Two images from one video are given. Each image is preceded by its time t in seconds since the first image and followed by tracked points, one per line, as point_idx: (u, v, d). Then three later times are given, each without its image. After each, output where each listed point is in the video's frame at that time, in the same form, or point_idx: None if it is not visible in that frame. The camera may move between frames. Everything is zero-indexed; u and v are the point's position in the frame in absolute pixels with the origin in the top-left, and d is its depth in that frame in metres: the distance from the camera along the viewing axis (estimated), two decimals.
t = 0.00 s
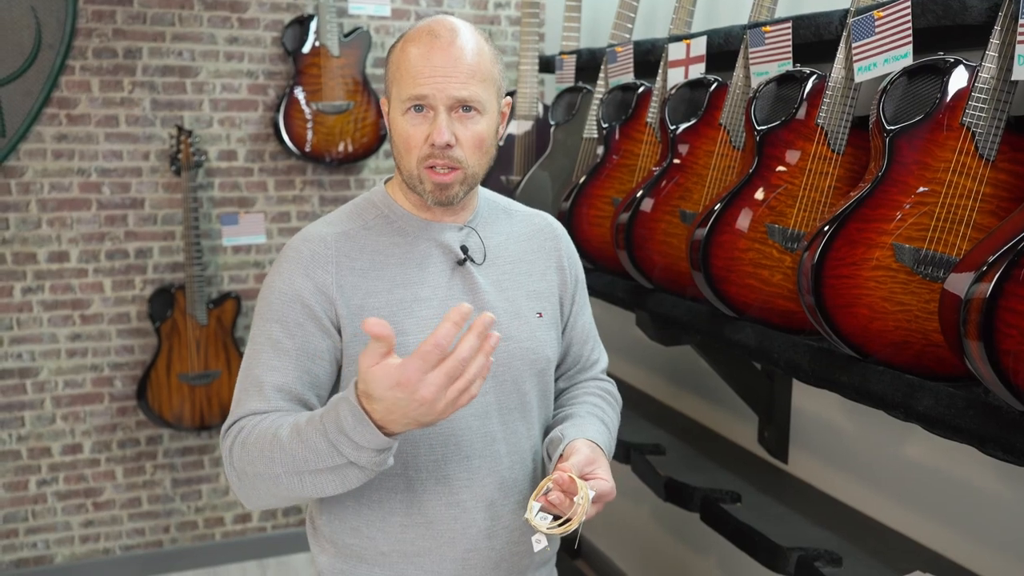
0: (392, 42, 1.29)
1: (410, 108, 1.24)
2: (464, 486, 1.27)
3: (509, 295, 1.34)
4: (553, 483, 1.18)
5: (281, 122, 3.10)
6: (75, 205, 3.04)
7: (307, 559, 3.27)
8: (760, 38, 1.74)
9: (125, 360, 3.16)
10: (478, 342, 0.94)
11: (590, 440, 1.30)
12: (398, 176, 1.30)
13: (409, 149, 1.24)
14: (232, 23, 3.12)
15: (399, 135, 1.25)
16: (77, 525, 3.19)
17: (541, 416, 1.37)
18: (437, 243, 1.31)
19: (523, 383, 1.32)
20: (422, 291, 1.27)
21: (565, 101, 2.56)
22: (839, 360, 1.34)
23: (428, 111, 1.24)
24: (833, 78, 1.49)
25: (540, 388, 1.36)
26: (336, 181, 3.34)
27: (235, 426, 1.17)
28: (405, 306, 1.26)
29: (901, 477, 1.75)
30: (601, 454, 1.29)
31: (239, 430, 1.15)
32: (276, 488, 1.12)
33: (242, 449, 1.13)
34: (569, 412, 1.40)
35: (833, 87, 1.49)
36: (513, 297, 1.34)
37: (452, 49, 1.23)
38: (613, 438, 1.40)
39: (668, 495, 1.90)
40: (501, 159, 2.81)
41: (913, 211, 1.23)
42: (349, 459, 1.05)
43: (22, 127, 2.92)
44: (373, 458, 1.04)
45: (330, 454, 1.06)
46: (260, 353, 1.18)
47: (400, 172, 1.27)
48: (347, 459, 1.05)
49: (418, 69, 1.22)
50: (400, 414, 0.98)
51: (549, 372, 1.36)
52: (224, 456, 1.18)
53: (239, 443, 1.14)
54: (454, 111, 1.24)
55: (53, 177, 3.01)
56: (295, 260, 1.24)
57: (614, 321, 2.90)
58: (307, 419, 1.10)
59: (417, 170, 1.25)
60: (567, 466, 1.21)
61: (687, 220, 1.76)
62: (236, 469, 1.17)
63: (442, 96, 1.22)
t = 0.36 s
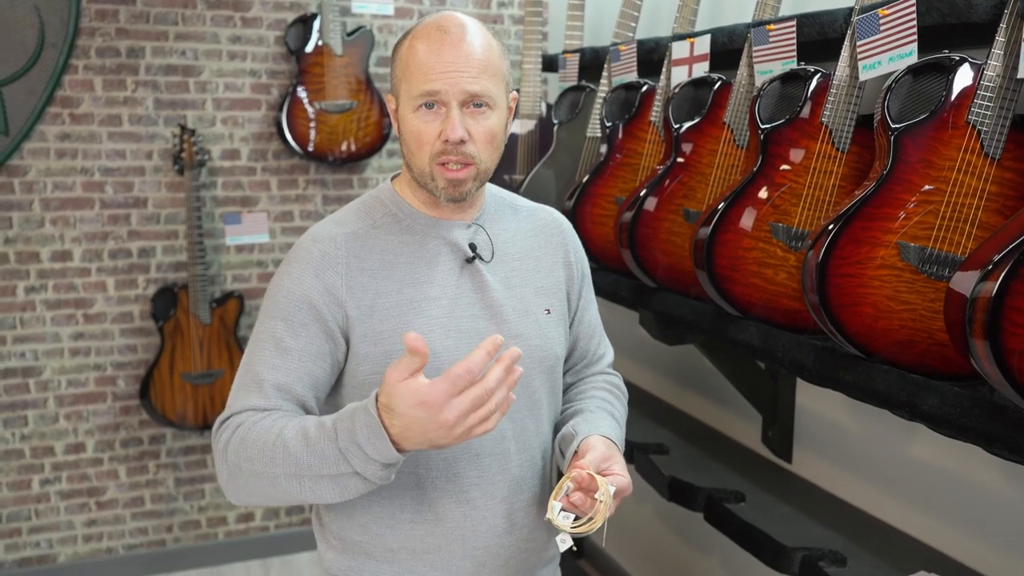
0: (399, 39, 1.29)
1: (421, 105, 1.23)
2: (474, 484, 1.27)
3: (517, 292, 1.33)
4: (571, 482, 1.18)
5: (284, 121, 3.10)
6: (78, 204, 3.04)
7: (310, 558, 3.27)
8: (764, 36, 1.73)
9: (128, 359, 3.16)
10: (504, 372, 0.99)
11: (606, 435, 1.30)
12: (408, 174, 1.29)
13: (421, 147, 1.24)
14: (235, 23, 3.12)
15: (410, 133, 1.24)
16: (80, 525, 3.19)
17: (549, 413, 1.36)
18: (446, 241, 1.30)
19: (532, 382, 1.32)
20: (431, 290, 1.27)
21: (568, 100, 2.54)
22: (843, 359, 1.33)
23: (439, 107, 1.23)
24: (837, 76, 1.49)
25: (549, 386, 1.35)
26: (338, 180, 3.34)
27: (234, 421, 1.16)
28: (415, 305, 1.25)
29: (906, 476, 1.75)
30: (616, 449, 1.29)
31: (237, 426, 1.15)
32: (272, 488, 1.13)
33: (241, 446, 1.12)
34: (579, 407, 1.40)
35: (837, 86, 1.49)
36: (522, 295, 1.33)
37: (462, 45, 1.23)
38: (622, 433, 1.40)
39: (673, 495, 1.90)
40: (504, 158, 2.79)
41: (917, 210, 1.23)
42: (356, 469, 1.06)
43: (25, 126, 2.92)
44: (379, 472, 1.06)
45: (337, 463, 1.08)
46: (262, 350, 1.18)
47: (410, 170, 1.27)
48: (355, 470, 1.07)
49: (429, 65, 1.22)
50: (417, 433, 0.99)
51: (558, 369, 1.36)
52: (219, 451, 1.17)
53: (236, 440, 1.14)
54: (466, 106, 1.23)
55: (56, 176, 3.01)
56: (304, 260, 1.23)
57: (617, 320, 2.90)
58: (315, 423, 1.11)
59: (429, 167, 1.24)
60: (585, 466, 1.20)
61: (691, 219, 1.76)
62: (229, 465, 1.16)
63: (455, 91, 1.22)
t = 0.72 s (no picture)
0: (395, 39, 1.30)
1: (420, 99, 1.23)
2: (479, 479, 1.26)
3: (527, 286, 1.33)
4: (576, 491, 1.18)
5: (288, 120, 3.09)
6: (83, 203, 3.05)
7: (314, 557, 3.27)
8: (770, 34, 1.72)
9: (132, 358, 3.17)
10: (500, 378, 0.99)
11: (613, 440, 1.29)
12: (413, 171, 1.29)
13: (422, 139, 1.24)
14: (240, 21, 3.12)
15: (410, 127, 1.24)
16: (84, 524, 3.19)
17: (559, 409, 1.36)
18: (454, 235, 1.30)
19: (541, 377, 1.31)
20: (438, 284, 1.26)
21: (573, 99, 2.54)
22: (850, 358, 1.33)
23: (437, 99, 1.23)
24: (843, 75, 1.48)
25: (559, 381, 1.35)
26: (343, 179, 3.34)
27: (228, 395, 1.15)
28: (421, 299, 1.25)
29: (910, 475, 1.74)
30: (625, 460, 1.27)
31: (224, 403, 1.15)
32: (250, 467, 1.12)
33: (225, 422, 1.12)
34: (593, 407, 1.40)
35: (844, 84, 1.48)
36: (532, 289, 1.33)
37: (456, 36, 1.23)
38: (634, 434, 1.39)
39: (677, 495, 1.89)
40: (509, 157, 2.82)
41: (924, 208, 1.22)
42: (339, 456, 1.06)
43: (30, 125, 2.93)
44: (361, 462, 1.06)
45: (322, 447, 1.08)
46: (257, 333, 1.18)
47: (414, 164, 1.26)
48: (338, 457, 1.07)
49: (424, 58, 1.22)
50: (408, 424, 1.00)
51: (568, 364, 1.36)
52: (203, 429, 1.17)
53: (221, 416, 1.14)
54: (464, 96, 1.23)
55: (61, 175, 3.01)
56: (311, 251, 1.23)
57: (621, 320, 2.89)
58: (306, 409, 1.11)
59: (431, 160, 1.24)
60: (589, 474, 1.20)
61: (697, 218, 1.75)
62: (210, 439, 1.16)
63: (451, 81, 1.22)
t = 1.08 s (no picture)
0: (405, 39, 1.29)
1: (428, 100, 1.23)
2: (488, 478, 1.26)
3: (532, 285, 1.33)
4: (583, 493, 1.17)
5: (292, 120, 3.10)
6: (87, 203, 3.05)
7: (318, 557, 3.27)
8: (776, 34, 1.72)
9: (137, 358, 3.17)
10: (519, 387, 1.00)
11: (619, 441, 1.28)
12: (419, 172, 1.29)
13: (428, 140, 1.23)
14: (244, 21, 3.12)
15: (417, 127, 1.24)
16: (89, 523, 3.19)
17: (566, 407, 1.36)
18: (460, 235, 1.30)
19: (547, 376, 1.31)
20: (445, 284, 1.26)
21: (577, 99, 2.54)
22: (855, 358, 1.32)
23: (446, 100, 1.23)
24: (849, 74, 1.47)
25: (565, 380, 1.35)
26: (347, 179, 3.34)
27: (245, 403, 1.16)
28: (429, 299, 1.25)
29: (916, 476, 1.74)
30: (631, 457, 1.27)
31: (240, 414, 1.15)
32: (274, 478, 1.12)
33: (247, 435, 1.12)
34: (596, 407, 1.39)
35: (849, 83, 1.48)
36: (538, 288, 1.33)
37: (467, 38, 1.22)
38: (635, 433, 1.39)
39: (682, 496, 1.89)
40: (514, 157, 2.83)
41: (930, 208, 1.22)
42: (364, 465, 1.06)
43: (35, 125, 2.93)
44: (386, 471, 1.06)
45: (345, 456, 1.08)
46: (268, 341, 1.18)
47: (420, 164, 1.26)
48: (364, 467, 1.07)
49: (434, 59, 1.22)
50: (431, 435, 1.00)
51: (573, 363, 1.36)
52: (220, 437, 1.17)
53: (241, 428, 1.14)
54: (472, 99, 1.23)
55: (66, 175, 3.01)
56: (318, 254, 1.23)
57: (625, 320, 2.89)
58: (326, 418, 1.12)
59: (437, 161, 1.23)
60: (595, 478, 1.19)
61: (701, 218, 1.75)
62: (232, 455, 1.16)
63: (460, 83, 1.22)
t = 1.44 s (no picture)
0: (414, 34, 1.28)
1: (438, 97, 1.23)
2: (496, 476, 1.26)
3: (537, 282, 1.32)
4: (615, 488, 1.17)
5: (297, 119, 3.10)
6: (92, 202, 3.05)
7: (322, 556, 3.27)
8: (781, 31, 1.72)
9: (141, 357, 3.17)
10: (531, 400, 1.01)
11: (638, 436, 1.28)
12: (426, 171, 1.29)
13: (437, 139, 1.23)
14: (249, 20, 3.12)
15: (425, 125, 1.24)
16: (94, 522, 3.20)
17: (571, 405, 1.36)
18: (465, 233, 1.30)
19: (552, 373, 1.31)
20: (451, 283, 1.26)
21: (582, 97, 2.53)
22: (861, 356, 1.32)
23: (455, 99, 1.23)
24: (855, 71, 1.47)
25: (571, 377, 1.35)
26: (352, 178, 3.34)
27: (254, 409, 1.15)
28: (436, 298, 1.24)
29: (922, 475, 1.73)
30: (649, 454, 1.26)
31: (250, 419, 1.15)
32: (286, 485, 1.12)
33: (258, 443, 1.12)
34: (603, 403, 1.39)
35: (855, 81, 1.47)
36: (543, 286, 1.33)
37: (478, 36, 1.22)
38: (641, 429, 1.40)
39: (687, 495, 1.88)
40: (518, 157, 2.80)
41: (936, 206, 1.22)
42: (377, 475, 1.07)
43: (40, 123, 2.93)
44: (400, 480, 1.07)
45: (358, 466, 1.09)
46: (276, 344, 1.18)
47: (426, 162, 1.26)
48: (376, 476, 1.08)
49: (444, 57, 1.22)
50: (444, 449, 1.01)
51: (577, 360, 1.36)
52: (230, 440, 1.17)
53: (252, 435, 1.14)
54: (482, 98, 1.23)
55: (70, 174, 3.02)
56: (323, 254, 1.22)
57: (630, 319, 2.89)
58: (338, 426, 1.12)
59: (445, 159, 1.23)
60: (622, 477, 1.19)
61: (706, 216, 1.75)
62: (241, 459, 1.16)
63: (471, 82, 1.21)
